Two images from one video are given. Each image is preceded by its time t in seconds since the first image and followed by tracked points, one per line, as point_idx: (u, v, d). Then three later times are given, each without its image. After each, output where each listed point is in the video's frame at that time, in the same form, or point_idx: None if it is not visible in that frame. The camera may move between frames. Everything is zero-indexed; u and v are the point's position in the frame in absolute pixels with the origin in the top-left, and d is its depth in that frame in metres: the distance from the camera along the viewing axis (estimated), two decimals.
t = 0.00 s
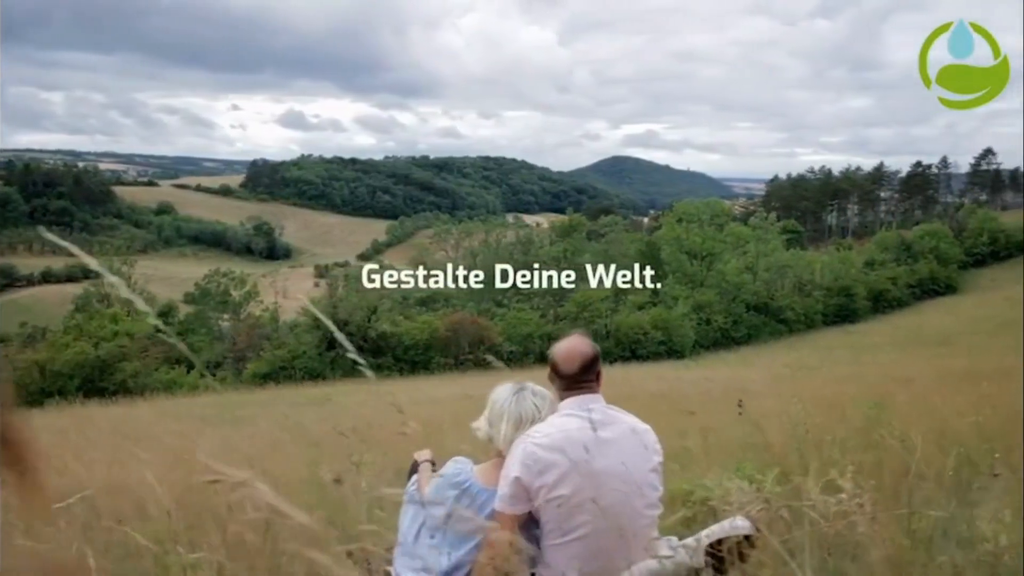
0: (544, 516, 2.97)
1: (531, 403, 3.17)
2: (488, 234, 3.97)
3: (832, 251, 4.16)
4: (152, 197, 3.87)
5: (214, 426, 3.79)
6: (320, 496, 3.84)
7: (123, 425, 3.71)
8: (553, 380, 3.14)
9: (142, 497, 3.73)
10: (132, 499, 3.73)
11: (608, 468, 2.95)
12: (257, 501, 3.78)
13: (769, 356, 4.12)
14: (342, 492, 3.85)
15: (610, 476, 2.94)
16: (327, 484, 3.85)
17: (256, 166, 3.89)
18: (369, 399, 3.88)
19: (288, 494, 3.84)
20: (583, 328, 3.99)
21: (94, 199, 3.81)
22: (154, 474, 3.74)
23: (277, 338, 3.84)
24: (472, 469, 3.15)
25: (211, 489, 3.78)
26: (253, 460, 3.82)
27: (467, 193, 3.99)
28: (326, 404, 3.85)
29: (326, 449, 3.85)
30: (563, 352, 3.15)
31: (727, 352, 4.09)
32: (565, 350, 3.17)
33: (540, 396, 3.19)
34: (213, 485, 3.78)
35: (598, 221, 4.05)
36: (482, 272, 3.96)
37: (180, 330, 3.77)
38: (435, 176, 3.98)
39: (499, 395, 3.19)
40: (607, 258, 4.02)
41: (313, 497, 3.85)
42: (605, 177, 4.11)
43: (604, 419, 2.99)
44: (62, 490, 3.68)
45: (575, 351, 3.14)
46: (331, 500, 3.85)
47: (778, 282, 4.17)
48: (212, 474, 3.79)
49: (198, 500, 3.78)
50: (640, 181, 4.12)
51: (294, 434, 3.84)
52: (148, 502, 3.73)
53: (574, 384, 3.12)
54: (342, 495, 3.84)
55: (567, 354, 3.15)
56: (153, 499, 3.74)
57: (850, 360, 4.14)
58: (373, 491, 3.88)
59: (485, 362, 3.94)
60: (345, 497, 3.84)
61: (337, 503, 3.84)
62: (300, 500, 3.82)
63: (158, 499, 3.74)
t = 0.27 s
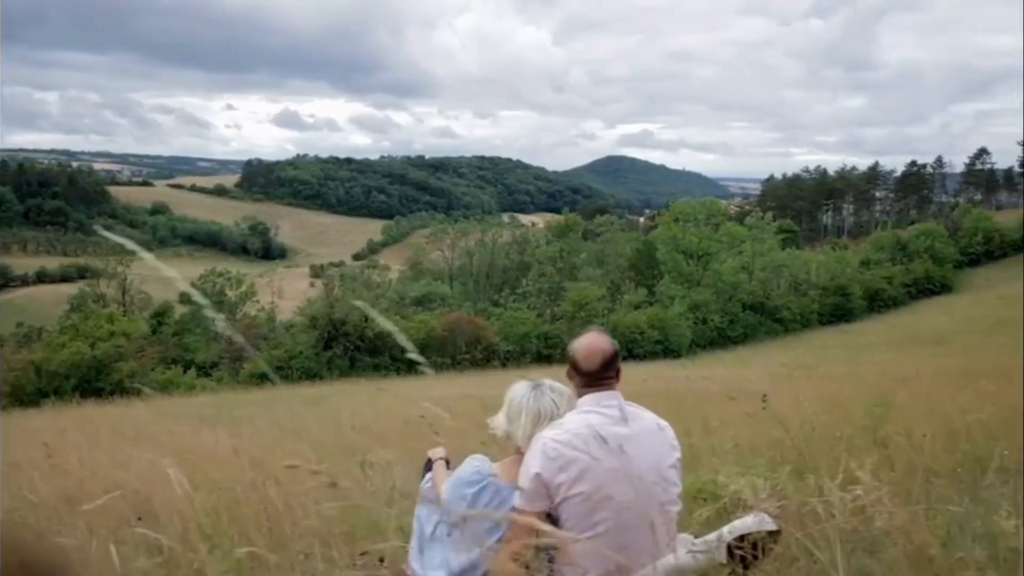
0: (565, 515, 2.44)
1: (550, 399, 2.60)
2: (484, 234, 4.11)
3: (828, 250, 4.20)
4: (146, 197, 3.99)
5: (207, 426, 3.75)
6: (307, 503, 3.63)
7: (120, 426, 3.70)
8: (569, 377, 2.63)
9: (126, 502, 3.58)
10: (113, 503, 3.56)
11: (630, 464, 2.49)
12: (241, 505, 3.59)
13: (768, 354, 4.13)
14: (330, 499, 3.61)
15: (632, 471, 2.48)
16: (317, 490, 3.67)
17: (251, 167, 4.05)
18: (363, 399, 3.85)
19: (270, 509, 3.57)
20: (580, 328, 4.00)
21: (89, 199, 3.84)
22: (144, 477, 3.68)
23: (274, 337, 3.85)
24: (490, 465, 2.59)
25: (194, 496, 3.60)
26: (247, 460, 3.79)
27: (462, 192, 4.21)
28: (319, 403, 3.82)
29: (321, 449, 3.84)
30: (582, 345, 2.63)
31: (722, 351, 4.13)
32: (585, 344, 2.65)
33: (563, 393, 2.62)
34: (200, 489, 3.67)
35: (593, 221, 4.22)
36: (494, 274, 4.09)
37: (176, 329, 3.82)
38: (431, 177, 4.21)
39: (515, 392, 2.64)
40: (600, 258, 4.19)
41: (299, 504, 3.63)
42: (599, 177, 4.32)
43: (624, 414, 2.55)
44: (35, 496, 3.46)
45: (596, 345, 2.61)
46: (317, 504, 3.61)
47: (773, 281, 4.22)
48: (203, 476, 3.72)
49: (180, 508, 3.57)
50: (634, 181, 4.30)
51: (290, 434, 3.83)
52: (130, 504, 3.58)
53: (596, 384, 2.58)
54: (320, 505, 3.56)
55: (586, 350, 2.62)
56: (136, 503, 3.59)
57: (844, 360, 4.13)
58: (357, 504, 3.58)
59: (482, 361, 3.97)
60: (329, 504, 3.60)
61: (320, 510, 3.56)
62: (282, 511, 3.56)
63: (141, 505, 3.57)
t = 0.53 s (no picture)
0: (585, 508, 2.97)
1: (565, 398, 3.13)
2: (481, 234, 3.95)
3: (825, 250, 4.13)
4: (142, 197, 3.82)
5: (211, 428, 3.78)
6: (316, 500, 3.84)
7: (117, 426, 3.70)
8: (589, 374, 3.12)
9: (136, 500, 3.72)
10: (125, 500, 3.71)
11: (644, 460, 3.00)
12: (252, 500, 3.82)
13: (765, 355, 4.10)
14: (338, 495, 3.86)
15: (646, 467, 2.99)
16: (325, 489, 3.85)
17: (247, 166, 3.88)
18: (362, 400, 3.86)
19: (281, 503, 3.82)
20: (578, 327, 3.98)
21: (85, 198, 3.79)
22: (146, 476, 3.72)
23: (272, 337, 3.82)
24: (505, 465, 3.16)
25: (207, 490, 3.78)
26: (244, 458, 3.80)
27: (459, 192, 3.95)
28: (320, 405, 3.84)
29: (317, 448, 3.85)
30: (601, 347, 3.12)
31: (720, 351, 4.06)
32: (602, 346, 3.14)
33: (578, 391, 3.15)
34: (206, 486, 3.77)
35: (591, 221, 4.02)
36: (494, 272, 3.95)
37: (173, 329, 3.75)
38: (427, 176, 3.97)
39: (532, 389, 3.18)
40: (595, 258, 4.00)
41: (308, 500, 3.84)
42: (597, 176, 4.08)
43: (638, 411, 3.03)
44: (56, 491, 3.66)
45: (613, 347, 3.11)
46: (327, 500, 3.85)
47: (771, 280, 4.13)
48: (203, 476, 3.77)
49: (192, 503, 3.76)
50: (631, 181, 4.06)
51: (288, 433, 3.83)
52: (140, 501, 3.72)
53: (613, 379, 3.08)
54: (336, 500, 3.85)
55: (605, 349, 3.12)
56: (145, 498, 3.73)
57: (844, 359, 4.14)
58: (369, 498, 3.88)
59: (480, 361, 3.93)
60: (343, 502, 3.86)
61: (335, 504, 3.85)
62: (295, 504, 3.83)
63: (155, 503, 3.74)
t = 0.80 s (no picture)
0: (604, 506, 2.99)
1: (584, 395, 3.15)
2: (477, 233, 3.94)
3: (821, 249, 4.13)
4: (137, 197, 3.85)
5: (208, 428, 3.79)
6: (315, 500, 3.83)
7: (115, 425, 3.72)
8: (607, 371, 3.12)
9: (135, 500, 3.74)
10: (124, 499, 3.74)
11: (662, 458, 2.98)
12: (250, 501, 3.80)
13: (761, 355, 4.08)
14: (337, 496, 3.84)
15: (664, 465, 2.98)
16: (323, 489, 3.84)
17: (243, 166, 3.88)
18: (360, 399, 3.86)
19: (281, 505, 3.81)
20: (575, 327, 3.99)
21: (79, 199, 3.81)
22: (144, 475, 3.74)
23: (269, 338, 3.80)
24: (525, 462, 3.17)
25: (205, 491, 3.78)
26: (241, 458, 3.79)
27: (455, 192, 3.96)
28: (316, 406, 3.82)
29: (315, 449, 3.84)
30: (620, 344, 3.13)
31: (717, 350, 4.04)
32: (621, 343, 3.15)
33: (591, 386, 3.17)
34: (203, 486, 3.78)
35: (587, 221, 4.03)
36: (494, 272, 3.96)
37: (170, 329, 3.75)
38: (423, 176, 3.98)
39: (549, 387, 3.19)
40: (592, 258, 4.00)
41: (306, 501, 3.83)
42: (593, 177, 4.11)
43: (656, 409, 3.02)
44: (56, 491, 3.70)
45: (633, 343, 3.12)
46: (326, 501, 3.83)
47: (767, 280, 4.11)
48: (201, 476, 3.78)
49: (191, 504, 3.77)
50: (628, 181, 4.10)
51: (284, 433, 3.82)
52: (139, 499, 3.74)
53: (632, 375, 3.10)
54: (335, 501, 3.83)
55: (624, 347, 3.12)
56: (144, 498, 3.75)
57: (840, 359, 4.13)
58: (368, 499, 3.85)
59: (478, 361, 3.93)
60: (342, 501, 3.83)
61: (334, 505, 3.83)
62: (293, 505, 3.82)
63: (153, 503, 3.75)
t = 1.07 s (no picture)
0: (624, 503, 3.04)
1: (601, 392, 3.17)
2: (473, 233, 3.94)
3: (815, 249, 4.12)
4: (131, 197, 3.83)
5: (204, 429, 3.78)
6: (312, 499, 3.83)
7: (112, 425, 3.73)
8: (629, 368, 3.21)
9: (131, 500, 3.75)
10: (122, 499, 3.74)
11: (680, 455, 3.05)
12: (247, 500, 3.81)
13: (757, 355, 4.10)
14: (332, 496, 3.83)
15: (681, 462, 3.06)
16: (321, 490, 3.84)
17: (237, 166, 3.87)
18: (356, 399, 3.86)
19: (279, 504, 3.81)
20: (571, 326, 3.99)
21: (73, 199, 3.78)
22: (140, 475, 3.75)
23: (265, 338, 3.80)
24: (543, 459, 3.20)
25: (202, 490, 3.79)
26: (237, 457, 3.80)
27: (450, 192, 3.93)
28: (314, 406, 3.83)
29: (311, 449, 3.84)
30: (640, 343, 3.23)
31: (712, 350, 4.07)
32: (640, 342, 3.26)
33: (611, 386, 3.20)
34: (200, 486, 3.78)
35: (583, 221, 4.02)
36: (494, 272, 3.95)
37: (165, 329, 3.74)
38: (417, 176, 3.96)
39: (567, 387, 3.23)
40: (588, 258, 4.00)
41: (303, 500, 3.83)
42: (588, 176, 4.09)
43: (677, 407, 3.09)
44: (54, 490, 3.72)
45: (653, 342, 3.23)
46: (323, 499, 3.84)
47: (763, 280, 4.11)
48: (198, 476, 3.78)
49: (188, 503, 3.77)
50: (623, 181, 4.07)
51: (281, 433, 3.82)
52: (134, 499, 3.75)
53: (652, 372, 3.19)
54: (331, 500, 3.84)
55: (643, 345, 3.23)
56: (141, 497, 3.76)
57: (835, 357, 4.13)
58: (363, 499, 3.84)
59: (474, 361, 3.94)
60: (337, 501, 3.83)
61: (331, 504, 3.83)
62: (290, 504, 3.82)
63: (149, 502, 3.75)
